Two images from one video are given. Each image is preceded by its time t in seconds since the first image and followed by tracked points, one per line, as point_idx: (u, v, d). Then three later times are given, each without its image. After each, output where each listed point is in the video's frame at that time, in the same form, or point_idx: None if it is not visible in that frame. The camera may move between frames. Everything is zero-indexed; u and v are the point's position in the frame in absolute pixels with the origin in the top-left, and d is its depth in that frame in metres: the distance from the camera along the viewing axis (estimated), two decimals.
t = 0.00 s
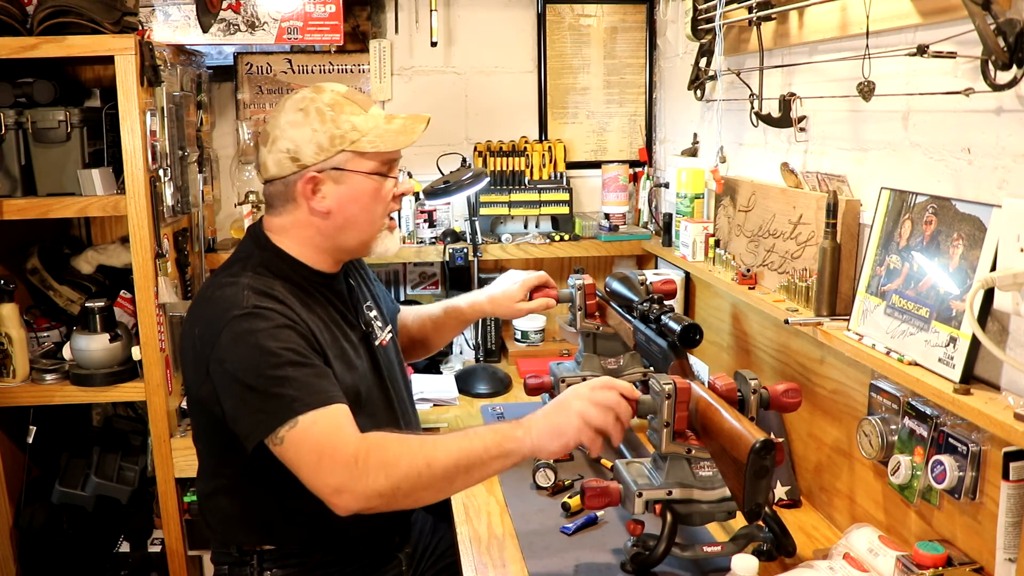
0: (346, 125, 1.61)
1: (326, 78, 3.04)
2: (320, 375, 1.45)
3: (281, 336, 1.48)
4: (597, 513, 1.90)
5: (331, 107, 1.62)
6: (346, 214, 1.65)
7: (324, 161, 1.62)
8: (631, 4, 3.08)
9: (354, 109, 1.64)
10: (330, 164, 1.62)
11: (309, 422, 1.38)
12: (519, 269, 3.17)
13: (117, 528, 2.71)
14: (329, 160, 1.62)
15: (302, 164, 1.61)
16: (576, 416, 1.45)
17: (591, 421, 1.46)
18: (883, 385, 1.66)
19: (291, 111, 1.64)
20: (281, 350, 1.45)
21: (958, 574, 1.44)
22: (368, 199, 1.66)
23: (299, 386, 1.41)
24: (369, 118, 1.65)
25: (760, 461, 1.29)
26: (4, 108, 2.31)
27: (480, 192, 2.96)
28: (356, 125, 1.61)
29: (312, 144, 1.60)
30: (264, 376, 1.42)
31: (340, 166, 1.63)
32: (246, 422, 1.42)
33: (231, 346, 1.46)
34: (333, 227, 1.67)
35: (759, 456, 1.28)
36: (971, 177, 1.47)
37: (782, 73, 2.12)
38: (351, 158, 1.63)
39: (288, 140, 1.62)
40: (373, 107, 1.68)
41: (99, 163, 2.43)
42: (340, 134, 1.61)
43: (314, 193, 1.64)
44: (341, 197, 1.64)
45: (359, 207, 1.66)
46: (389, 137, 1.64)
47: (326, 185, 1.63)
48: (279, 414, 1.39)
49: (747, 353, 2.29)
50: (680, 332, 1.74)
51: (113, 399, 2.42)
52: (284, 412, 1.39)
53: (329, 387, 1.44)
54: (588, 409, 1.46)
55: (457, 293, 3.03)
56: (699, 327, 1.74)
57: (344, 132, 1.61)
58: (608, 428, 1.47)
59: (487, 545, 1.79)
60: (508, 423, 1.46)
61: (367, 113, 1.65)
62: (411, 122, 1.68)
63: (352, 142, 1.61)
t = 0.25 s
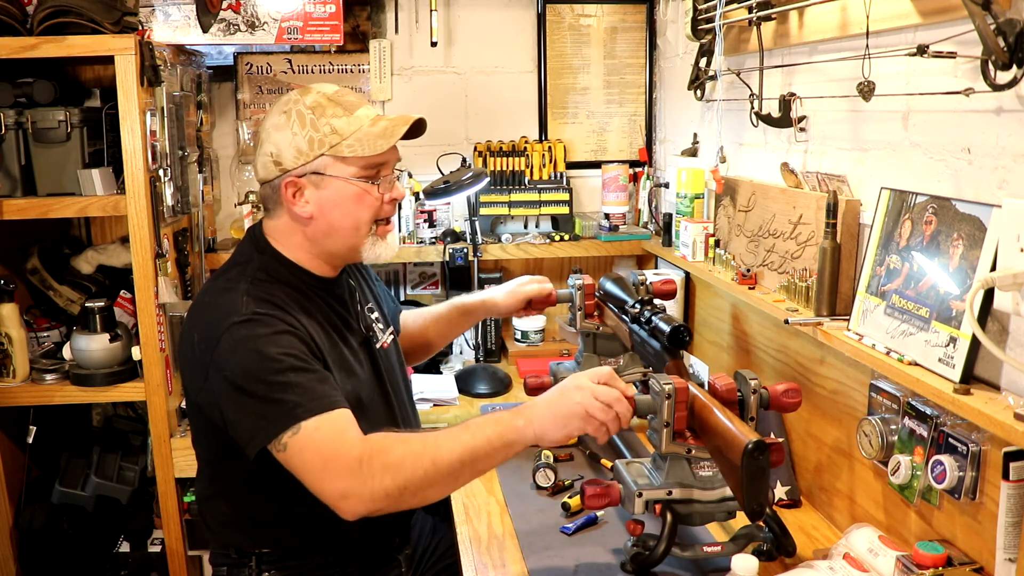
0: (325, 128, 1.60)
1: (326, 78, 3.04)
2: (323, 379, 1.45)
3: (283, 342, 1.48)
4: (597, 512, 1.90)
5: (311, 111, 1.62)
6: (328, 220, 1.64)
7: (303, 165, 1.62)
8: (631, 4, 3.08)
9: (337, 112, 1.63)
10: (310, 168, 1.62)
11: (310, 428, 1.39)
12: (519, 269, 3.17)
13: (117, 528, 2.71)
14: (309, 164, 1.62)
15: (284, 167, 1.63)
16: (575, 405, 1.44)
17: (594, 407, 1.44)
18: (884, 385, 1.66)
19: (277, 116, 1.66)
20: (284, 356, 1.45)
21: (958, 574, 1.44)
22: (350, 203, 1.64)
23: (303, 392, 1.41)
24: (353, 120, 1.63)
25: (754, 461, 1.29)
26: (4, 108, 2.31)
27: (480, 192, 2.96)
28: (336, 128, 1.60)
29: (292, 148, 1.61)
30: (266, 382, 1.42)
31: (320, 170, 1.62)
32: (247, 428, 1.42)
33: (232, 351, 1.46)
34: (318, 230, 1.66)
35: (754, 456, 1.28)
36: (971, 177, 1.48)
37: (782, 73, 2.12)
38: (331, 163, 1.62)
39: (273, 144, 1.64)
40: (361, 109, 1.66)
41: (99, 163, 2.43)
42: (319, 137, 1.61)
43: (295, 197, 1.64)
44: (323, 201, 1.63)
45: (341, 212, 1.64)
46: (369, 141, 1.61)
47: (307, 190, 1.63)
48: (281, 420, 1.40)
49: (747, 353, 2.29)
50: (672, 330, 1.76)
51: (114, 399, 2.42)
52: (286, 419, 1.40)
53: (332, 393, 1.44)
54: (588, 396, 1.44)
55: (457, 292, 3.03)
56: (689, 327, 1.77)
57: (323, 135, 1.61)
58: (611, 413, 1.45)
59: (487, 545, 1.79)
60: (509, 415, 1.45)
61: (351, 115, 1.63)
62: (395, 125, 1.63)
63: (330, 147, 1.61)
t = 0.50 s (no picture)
0: (328, 132, 1.60)
1: (326, 78, 3.04)
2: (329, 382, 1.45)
3: (293, 346, 1.47)
4: (597, 513, 1.90)
5: (314, 113, 1.61)
6: (332, 224, 1.64)
7: (306, 169, 1.62)
8: (631, 4, 3.08)
9: (341, 114, 1.62)
10: (314, 171, 1.62)
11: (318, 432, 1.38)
12: (519, 269, 3.17)
13: (117, 528, 2.71)
14: (313, 168, 1.62)
15: (288, 170, 1.63)
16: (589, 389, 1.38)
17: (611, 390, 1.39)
18: (883, 385, 1.66)
19: (280, 117, 1.66)
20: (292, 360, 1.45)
21: (958, 574, 1.44)
22: (355, 207, 1.64)
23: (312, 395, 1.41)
24: (357, 124, 1.62)
25: (755, 461, 1.29)
26: (4, 108, 2.31)
27: (480, 192, 2.96)
28: (339, 132, 1.59)
29: (295, 151, 1.61)
30: (275, 385, 1.42)
31: (324, 174, 1.62)
32: (259, 431, 1.42)
33: (242, 353, 1.45)
34: (324, 234, 1.66)
35: (754, 456, 1.28)
36: (971, 177, 1.48)
37: (782, 73, 2.12)
38: (334, 167, 1.62)
39: (275, 147, 1.64)
40: (364, 111, 1.65)
41: (99, 163, 2.43)
42: (322, 140, 1.60)
43: (300, 201, 1.64)
44: (328, 205, 1.63)
45: (346, 216, 1.64)
46: (372, 145, 1.61)
47: (311, 194, 1.64)
48: (290, 423, 1.39)
49: (748, 353, 2.30)
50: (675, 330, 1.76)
51: (114, 399, 2.42)
52: (296, 422, 1.39)
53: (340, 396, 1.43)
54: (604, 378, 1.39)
55: (459, 291, 3.13)
56: (690, 327, 1.77)
57: (326, 139, 1.60)
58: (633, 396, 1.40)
59: (487, 544, 1.79)
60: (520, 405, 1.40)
61: (355, 118, 1.62)
62: (400, 129, 1.62)
63: (333, 150, 1.60)
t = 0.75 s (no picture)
0: (323, 130, 1.59)
1: (326, 78, 3.04)
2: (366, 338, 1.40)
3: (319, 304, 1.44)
4: (597, 513, 1.90)
5: (308, 112, 1.61)
6: (333, 221, 1.63)
7: (304, 168, 1.62)
8: (631, 4, 3.08)
9: (335, 111, 1.61)
10: (312, 170, 1.62)
11: (371, 368, 1.31)
12: (519, 269, 3.17)
13: (117, 528, 2.70)
14: (311, 167, 1.62)
15: (286, 170, 1.63)
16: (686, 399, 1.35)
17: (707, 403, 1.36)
18: (883, 385, 1.66)
19: (276, 118, 1.66)
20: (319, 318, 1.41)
21: (958, 574, 1.44)
22: (355, 203, 1.63)
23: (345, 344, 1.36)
24: (351, 120, 1.61)
25: (754, 461, 1.28)
26: (4, 108, 2.31)
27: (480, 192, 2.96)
28: (334, 129, 1.58)
29: (291, 152, 1.61)
30: (308, 341, 1.37)
31: (321, 172, 1.62)
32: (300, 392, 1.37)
33: (267, 324, 1.43)
34: (326, 232, 1.65)
35: (754, 456, 1.28)
36: (971, 177, 1.47)
37: (782, 73, 2.12)
38: (331, 164, 1.61)
39: (273, 148, 1.64)
40: (359, 106, 1.63)
41: (99, 163, 2.43)
42: (318, 138, 1.60)
43: (299, 201, 1.64)
44: (327, 203, 1.63)
45: (346, 212, 1.63)
46: (368, 140, 1.59)
47: (310, 193, 1.63)
48: (330, 372, 1.34)
49: (748, 353, 2.30)
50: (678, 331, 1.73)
51: (114, 399, 2.42)
52: (336, 369, 1.33)
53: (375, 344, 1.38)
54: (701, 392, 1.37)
55: (459, 291, 3.16)
56: (690, 327, 1.77)
57: (321, 137, 1.60)
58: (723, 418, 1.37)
59: (487, 545, 1.79)
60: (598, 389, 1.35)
61: (349, 114, 1.61)
62: (394, 121, 1.60)
63: (330, 148, 1.60)
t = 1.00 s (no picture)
0: (318, 126, 1.59)
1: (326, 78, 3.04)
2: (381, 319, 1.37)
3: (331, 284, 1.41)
4: (597, 512, 1.90)
5: (303, 110, 1.61)
6: (336, 217, 1.63)
7: (304, 166, 1.61)
8: (631, 4, 3.08)
9: (329, 107, 1.60)
10: (311, 168, 1.61)
11: (388, 345, 1.27)
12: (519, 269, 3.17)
13: (117, 528, 2.70)
14: (310, 164, 1.61)
15: (286, 171, 1.63)
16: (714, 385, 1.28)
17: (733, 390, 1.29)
18: (883, 385, 1.66)
19: (271, 121, 1.65)
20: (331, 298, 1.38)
21: (958, 574, 1.44)
22: (357, 197, 1.62)
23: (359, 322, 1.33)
24: (346, 114, 1.60)
25: (756, 459, 1.19)
26: (4, 108, 2.31)
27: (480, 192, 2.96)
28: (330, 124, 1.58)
29: (289, 152, 1.61)
30: (321, 322, 1.34)
31: (321, 169, 1.61)
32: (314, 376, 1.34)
33: (279, 308, 1.40)
34: (331, 229, 1.65)
35: (755, 454, 1.19)
36: (971, 177, 1.48)
37: (782, 73, 2.12)
38: (330, 160, 1.60)
39: (271, 149, 1.64)
40: (353, 100, 1.63)
41: (99, 163, 2.43)
42: (314, 136, 1.59)
43: (301, 199, 1.63)
44: (329, 199, 1.62)
45: (349, 206, 1.62)
46: (364, 132, 1.59)
47: (312, 191, 1.62)
48: (344, 351, 1.30)
49: (748, 353, 2.30)
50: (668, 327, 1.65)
51: (114, 399, 2.42)
52: (350, 349, 1.29)
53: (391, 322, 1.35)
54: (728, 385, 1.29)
55: (459, 291, 3.12)
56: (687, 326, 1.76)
57: (319, 133, 1.59)
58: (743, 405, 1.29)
59: (487, 545, 1.79)
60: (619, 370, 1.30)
61: (343, 108, 1.61)
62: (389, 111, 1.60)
63: (327, 144, 1.59)
